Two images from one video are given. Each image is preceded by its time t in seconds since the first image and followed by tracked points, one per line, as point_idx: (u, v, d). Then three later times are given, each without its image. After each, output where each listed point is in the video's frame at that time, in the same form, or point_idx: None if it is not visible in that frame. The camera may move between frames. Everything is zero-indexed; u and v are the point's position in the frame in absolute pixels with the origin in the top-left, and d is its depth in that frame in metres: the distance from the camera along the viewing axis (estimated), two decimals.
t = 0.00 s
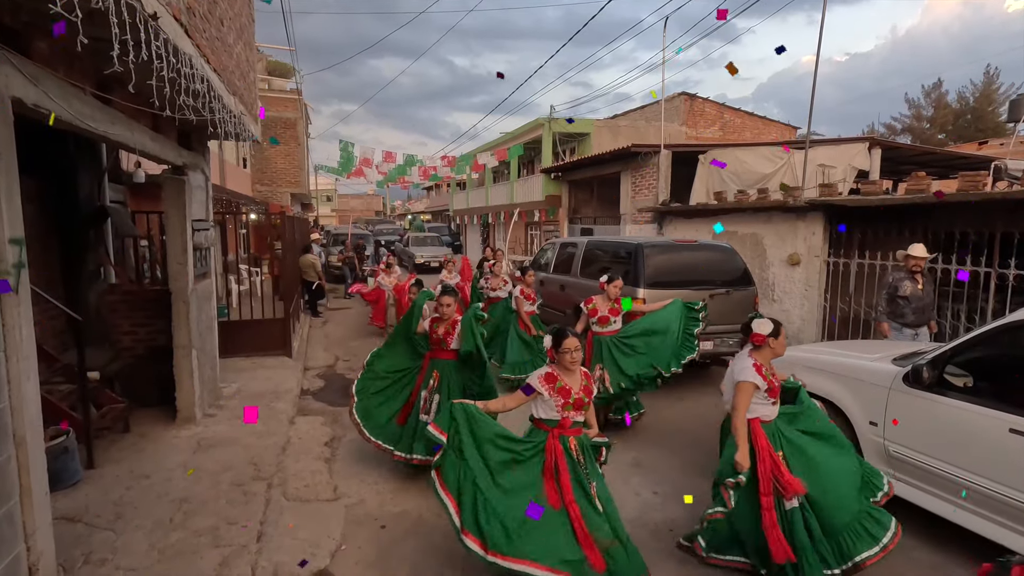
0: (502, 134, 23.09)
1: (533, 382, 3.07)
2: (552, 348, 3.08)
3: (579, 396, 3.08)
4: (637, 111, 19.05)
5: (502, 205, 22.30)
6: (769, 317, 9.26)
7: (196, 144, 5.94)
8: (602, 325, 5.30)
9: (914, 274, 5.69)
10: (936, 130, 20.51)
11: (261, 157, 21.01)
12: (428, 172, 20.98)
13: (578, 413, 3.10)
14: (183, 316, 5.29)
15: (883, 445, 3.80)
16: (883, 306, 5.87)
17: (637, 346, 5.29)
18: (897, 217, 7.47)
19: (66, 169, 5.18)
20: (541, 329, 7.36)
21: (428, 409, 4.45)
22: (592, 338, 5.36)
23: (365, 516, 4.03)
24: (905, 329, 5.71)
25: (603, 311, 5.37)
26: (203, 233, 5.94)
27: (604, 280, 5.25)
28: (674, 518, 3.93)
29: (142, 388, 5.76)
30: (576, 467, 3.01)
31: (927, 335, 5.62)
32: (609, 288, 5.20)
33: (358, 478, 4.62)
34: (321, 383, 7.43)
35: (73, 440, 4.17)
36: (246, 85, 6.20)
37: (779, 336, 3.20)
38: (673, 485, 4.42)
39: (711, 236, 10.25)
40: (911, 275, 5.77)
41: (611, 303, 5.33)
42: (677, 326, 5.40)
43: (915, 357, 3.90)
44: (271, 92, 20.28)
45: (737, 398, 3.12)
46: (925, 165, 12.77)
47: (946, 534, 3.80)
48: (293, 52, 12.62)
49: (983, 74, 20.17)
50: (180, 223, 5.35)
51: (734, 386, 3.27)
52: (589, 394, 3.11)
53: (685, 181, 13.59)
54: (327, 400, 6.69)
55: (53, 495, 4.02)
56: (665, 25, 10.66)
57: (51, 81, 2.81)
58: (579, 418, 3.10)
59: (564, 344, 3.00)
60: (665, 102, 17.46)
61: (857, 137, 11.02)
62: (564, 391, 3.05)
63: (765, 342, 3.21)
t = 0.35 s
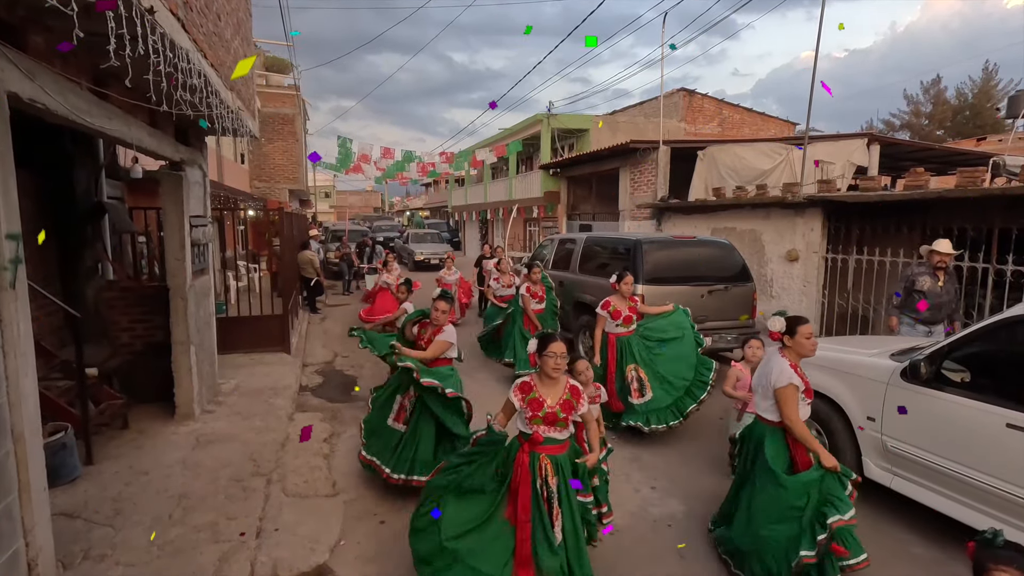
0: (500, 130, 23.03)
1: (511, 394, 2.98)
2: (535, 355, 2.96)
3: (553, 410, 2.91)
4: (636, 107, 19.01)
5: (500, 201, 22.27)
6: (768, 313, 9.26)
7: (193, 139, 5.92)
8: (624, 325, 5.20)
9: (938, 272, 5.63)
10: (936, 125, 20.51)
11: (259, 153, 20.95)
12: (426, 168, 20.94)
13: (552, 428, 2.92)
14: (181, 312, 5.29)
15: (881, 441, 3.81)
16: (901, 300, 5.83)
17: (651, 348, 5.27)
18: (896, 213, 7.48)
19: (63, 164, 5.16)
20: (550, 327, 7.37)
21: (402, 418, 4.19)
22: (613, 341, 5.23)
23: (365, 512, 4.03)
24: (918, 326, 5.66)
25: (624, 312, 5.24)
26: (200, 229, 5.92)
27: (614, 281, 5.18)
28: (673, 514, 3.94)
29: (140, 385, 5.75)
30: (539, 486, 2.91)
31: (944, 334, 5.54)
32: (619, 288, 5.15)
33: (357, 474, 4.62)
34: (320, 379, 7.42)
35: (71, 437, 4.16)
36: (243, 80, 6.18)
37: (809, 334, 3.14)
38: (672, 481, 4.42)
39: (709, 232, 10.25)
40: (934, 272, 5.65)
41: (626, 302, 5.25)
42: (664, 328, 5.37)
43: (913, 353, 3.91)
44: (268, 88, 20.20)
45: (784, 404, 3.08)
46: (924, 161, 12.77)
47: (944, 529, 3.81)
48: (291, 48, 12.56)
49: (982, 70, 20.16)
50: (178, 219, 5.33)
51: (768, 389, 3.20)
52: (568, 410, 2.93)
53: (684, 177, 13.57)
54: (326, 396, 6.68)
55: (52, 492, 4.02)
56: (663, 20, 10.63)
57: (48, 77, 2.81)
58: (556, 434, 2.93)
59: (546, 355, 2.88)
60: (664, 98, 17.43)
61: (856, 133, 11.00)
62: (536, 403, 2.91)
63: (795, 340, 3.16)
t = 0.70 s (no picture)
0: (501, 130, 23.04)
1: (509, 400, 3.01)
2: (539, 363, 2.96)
3: (542, 422, 2.86)
4: (636, 107, 19.01)
5: (501, 200, 22.27)
6: (767, 313, 9.27)
7: (194, 139, 5.93)
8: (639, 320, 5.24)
9: (934, 273, 5.65)
10: (936, 126, 20.51)
11: (259, 153, 20.96)
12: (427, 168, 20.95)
13: (540, 442, 2.86)
14: (181, 312, 5.30)
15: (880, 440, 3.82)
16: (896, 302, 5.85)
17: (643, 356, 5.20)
18: (896, 212, 7.47)
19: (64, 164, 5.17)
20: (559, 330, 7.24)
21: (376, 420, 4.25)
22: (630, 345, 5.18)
23: (364, 511, 4.04)
24: (915, 326, 5.67)
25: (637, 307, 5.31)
26: (201, 228, 5.93)
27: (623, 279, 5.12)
28: (672, 514, 3.94)
29: (140, 384, 5.76)
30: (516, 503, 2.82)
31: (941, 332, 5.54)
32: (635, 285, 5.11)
33: (357, 473, 4.63)
34: (320, 379, 7.43)
35: (72, 436, 4.17)
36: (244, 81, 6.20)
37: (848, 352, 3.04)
38: (670, 480, 4.43)
39: (709, 232, 10.25)
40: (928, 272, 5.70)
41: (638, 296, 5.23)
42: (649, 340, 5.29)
43: (911, 352, 3.93)
44: (268, 87, 20.19)
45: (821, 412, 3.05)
46: (924, 161, 12.76)
47: (943, 528, 3.82)
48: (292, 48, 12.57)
49: (983, 70, 20.13)
50: (178, 218, 5.34)
51: (808, 404, 3.13)
52: (560, 426, 2.85)
53: (684, 177, 13.57)
54: (326, 396, 6.70)
55: (53, 490, 4.03)
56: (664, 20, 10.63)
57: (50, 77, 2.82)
58: (541, 448, 2.86)
59: (546, 364, 2.87)
60: (665, 98, 17.43)
61: (857, 133, 10.99)
62: (529, 412, 2.91)
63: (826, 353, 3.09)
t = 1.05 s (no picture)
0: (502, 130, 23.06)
1: (536, 418, 2.75)
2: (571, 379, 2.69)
3: (577, 445, 2.64)
4: (636, 106, 19.01)
5: (502, 200, 22.29)
6: (768, 312, 9.28)
7: (195, 138, 5.94)
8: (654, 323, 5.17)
9: (929, 273, 5.65)
10: (938, 125, 20.49)
11: (260, 152, 21.00)
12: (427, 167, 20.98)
13: (572, 466, 2.66)
14: (182, 311, 5.31)
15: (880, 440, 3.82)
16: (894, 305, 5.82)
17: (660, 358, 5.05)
18: (897, 211, 7.47)
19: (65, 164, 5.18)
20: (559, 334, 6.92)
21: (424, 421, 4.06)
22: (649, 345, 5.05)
23: (365, 510, 4.04)
24: (917, 328, 5.63)
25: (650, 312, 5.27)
26: (202, 227, 5.94)
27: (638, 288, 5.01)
28: (674, 513, 3.95)
29: (141, 383, 5.77)
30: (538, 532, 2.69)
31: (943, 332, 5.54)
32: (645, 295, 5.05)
33: (358, 472, 4.64)
34: (321, 378, 7.44)
35: (74, 434, 4.18)
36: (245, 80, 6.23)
37: (885, 363, 2.85)
38: (671, 479, 4.44)
39: (710, 232, 10.26)
40: (924, 274, 5.71)
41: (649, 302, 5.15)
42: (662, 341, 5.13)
43: (911, 351, 3.93)
44: (270, 87, 20.23)
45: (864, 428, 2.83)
46: (925, 160, 12.76)
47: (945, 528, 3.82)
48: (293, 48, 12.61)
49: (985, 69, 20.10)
50: (179, 217, 5.35)
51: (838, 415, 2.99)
52: (592, 448, 2.64)
53: (685, 176, 13.58)
54: (327, 395, 6.71)
55: (54, 489, 4.04)
56: (665, 19, 10.63)
57: (51, 77, 2.83)
58: (574, 472, 2.65)
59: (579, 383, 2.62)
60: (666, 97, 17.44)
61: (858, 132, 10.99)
62: (559, 433, 2.67)
63: (864, 363, 2.90)
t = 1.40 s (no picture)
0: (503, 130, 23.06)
1: (586, 444, 2.33)
2: (626, 396, 2.29)
3: (643, 472, 2.26)
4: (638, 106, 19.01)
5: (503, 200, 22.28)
6: (769, 313, 9.27)
7: (196, 138, 5.94)
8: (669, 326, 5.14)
9: (956, 275, 5.37)
10: (940, 125, 20.46)
11: (262, 152, 21.03)
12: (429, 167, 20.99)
13: (640, 496, 2.27)
14: (184, 311, 5.31)
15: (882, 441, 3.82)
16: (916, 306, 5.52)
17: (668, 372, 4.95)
18: (898, 211, 7.46)
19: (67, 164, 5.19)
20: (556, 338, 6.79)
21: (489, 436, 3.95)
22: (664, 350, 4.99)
23: (367, 510, 4.04)
24: (939, 331, 5.33)
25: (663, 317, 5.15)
26: (204, 228, 5.95)
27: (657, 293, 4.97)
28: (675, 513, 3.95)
29: (143, 383, 5.78)
30: None
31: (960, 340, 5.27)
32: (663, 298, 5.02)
33: (359, 472, 4.64)
34: (322, 377, 7.45)
35: (76, 434, 4.19)
36: (247, 80, 6.23)
37: (935, 373, 2.54)
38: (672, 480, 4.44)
39: (712, 232, 10.25)
40: (953, 275, 5.39)
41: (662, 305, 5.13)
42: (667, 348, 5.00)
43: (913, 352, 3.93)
44: (272, 87, 20.26)
45: (861, 419, 2.61)
46: (927, 161, 12.75)
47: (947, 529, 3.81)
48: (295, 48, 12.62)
49: (988, 69, 20.08)
50: (181, 217, 5.35)
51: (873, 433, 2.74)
52: (664, 471, 2.26)
53: (686, 176, 13.57)
54: (328, 395, 6.72)
55: (56, 488, 4.05)
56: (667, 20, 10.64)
57: (54, 78, 2.83)
58: (647, 502, 2.27)
59: (638, 402, 2.23)
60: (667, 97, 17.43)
61: (860, 132, 10.99)
62: (621, 460, 2.27)
63: (909, 374, 2.59)
